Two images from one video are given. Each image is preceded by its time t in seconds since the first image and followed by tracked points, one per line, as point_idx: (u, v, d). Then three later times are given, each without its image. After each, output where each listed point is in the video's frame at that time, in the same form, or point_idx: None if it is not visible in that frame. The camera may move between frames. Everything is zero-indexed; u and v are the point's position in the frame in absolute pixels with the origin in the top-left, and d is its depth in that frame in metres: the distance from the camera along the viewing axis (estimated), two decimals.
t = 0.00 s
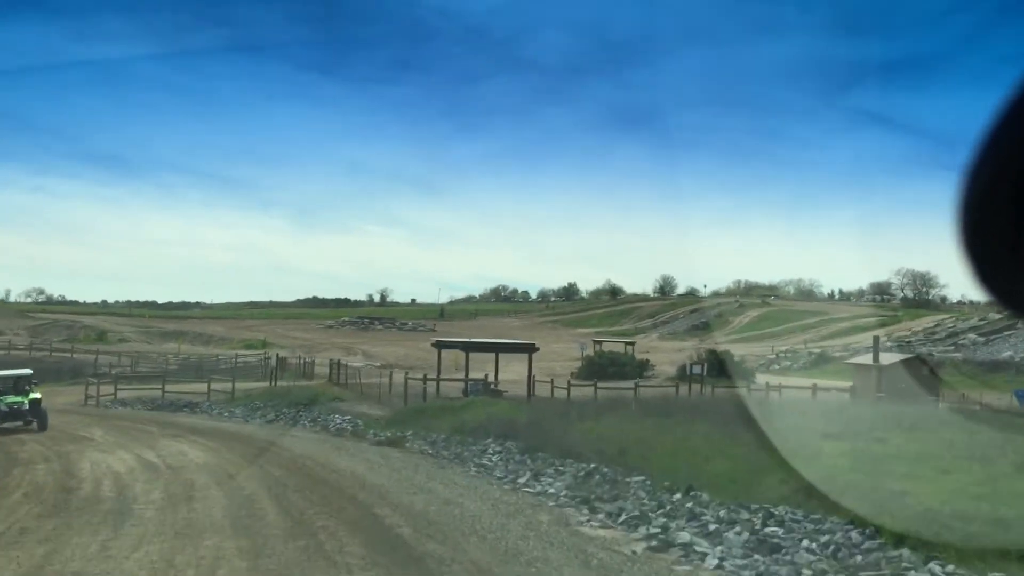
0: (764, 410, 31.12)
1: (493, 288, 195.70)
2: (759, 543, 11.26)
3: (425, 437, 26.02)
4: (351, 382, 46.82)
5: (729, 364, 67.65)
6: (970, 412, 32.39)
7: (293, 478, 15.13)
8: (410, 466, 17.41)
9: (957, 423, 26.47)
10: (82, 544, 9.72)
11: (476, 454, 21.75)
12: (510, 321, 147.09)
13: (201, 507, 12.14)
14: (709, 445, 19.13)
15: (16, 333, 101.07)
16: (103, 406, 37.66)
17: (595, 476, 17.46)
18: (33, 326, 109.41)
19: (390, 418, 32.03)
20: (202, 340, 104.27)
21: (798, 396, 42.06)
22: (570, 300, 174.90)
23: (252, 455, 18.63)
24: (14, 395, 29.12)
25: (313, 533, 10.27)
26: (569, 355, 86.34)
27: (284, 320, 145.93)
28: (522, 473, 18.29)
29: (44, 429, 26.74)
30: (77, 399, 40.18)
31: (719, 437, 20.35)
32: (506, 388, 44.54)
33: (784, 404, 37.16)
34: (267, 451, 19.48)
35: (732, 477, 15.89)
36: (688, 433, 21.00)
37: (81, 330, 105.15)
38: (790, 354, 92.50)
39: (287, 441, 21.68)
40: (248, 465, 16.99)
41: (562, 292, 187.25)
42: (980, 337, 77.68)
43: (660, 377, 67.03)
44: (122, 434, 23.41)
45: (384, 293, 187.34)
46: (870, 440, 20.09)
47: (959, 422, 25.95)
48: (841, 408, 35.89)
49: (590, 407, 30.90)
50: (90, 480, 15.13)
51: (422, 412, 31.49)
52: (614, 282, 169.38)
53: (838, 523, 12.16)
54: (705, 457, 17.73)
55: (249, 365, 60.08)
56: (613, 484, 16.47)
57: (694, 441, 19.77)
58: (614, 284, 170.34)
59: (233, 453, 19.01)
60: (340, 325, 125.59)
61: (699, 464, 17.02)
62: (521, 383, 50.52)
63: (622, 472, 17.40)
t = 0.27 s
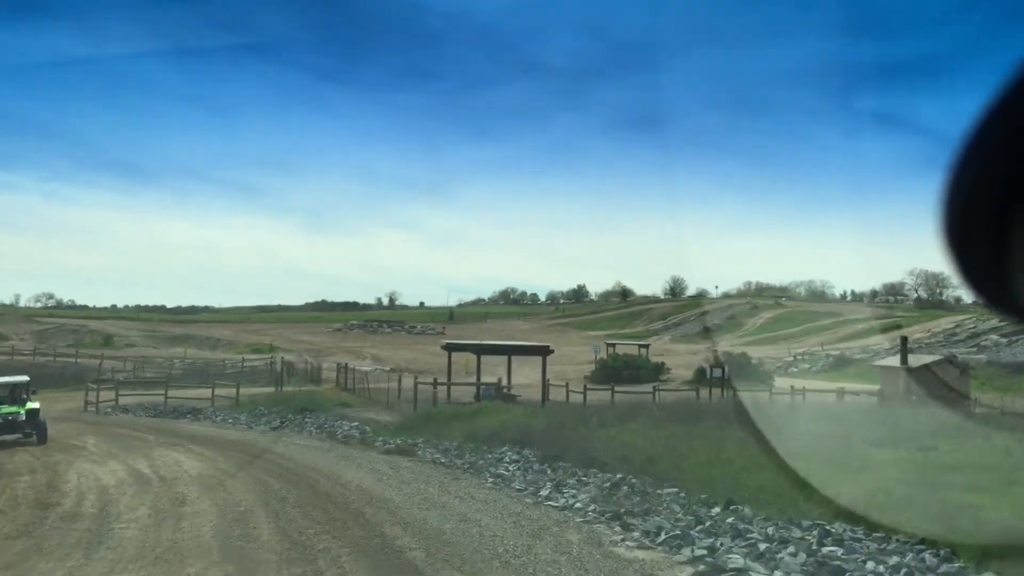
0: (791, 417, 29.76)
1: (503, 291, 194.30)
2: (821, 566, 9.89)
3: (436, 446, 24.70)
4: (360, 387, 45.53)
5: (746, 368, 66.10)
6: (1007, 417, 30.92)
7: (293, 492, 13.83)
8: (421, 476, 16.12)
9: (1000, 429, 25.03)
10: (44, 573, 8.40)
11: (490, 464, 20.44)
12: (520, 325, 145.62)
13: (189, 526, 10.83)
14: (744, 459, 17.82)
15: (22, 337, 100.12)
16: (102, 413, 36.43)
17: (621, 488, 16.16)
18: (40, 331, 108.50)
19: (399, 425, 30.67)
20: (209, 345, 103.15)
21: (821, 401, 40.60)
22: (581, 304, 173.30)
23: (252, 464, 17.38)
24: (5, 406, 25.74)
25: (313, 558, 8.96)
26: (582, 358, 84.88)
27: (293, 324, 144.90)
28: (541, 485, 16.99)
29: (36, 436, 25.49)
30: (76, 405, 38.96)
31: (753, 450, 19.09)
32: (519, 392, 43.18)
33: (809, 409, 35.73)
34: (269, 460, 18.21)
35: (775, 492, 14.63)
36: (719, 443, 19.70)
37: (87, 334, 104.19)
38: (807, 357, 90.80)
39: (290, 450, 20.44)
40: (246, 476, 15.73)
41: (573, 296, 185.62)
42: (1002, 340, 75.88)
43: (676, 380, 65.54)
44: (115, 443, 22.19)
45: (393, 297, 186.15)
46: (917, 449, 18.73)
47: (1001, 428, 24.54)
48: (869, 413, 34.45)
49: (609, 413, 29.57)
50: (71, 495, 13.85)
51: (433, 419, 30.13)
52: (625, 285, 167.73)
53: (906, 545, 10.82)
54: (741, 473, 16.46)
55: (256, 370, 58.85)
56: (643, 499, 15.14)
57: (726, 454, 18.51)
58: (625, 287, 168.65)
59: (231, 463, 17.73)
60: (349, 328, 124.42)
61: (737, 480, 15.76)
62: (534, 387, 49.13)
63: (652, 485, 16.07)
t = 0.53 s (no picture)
0: (828, 419, 28.31)
1: (520, 293, 193.04)
2: None
3: (454, 450, 23.41)
4: (375, 388, 44.31)
5: (771, 367, 64.47)
6: None
7: (299, 506, 12.50)
8: (439, 485, 14.80)
9: None
10: None
11: (513, 470, 19.14)
12: (538, 326, 144.24)
13: (175, 550, 9.51)
14: (790, 468, 16.43)
15: (38, 341, 99.66)
16: (111, 416, 35.33)
17: (658, 498, 14.80)
18: (57, 334, 108.15)
19: (416, 427, 29.37)
20: (225, 347, 102.44)
21: (854, 401, 39.06)
22: (599, 304, 171.79)
23: (257, 471, 16.14)
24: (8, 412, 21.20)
25: None
26: (602, 359, 83.39)
27: (310, 326, 144.18)
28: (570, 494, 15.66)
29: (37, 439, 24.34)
30: (86, 408, 37.93)
31: (797, 457, 17.70)
32: (539, 393, 41.84)
33: (843, 409, 34.24)
34: (275, 467, 16.92)
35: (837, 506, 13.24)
36: (762, 449, 18.35)
37: (104, 337, 103.66)
38: (831, 357, 88.91)
39: (299, 454, 19.19)
40: (249, 486, 14.47)
41: (590, 296, 184.09)
42: None
43: (699, 381, 64.01)
44: (116, 448, 21.02)
45: (410, 300, 185.19)
46: (978, 454, 17.34)
47: None
48: (907, 414, 32.95)
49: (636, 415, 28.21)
50: (54, 508, 12.62)
51: (451, 421, 28.80)
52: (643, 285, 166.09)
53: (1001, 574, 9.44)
54: (791, 483, 15.06)
55: (271, 371, 57.78)
56: (684, 511, 13.74)
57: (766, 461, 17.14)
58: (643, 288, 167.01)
59: (235, 470, 16.44)
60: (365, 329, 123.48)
61: (787, 491, 14.37)
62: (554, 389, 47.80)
63: (694, 496, 14.67)
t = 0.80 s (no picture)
0: (872, 423, 26.80)
1: (542, 294, 191.45)
2: None
3: (477, 456, 22.08)
4: (396, 391, 42.98)
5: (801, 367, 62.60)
6: None
7: (303, 526, 11.11)
8: (461, 498, 13.33)
9: None
10: None
11: (542, 479, 17.75)
12: (560, 327, 142.61)
13: None
14: (852, 481, 15.02)
15: (59, 344, 99.34)
16: (122, 421, 34.25)
17: (706, 512, 13.38)
18: (77, 338, 107.85)
19: (437, 430, 28.01)
20: (246, 349, 101.61)
21: (894, 402, 37.30)
22: (622, 305, 169.93)
23: (264, 481, 14.84)
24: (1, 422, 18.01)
25: None
26: (626, 359, 81.72)
27: (330, 329, 143.34)
28: (606, 507, 14.23)
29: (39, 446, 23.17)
30: (98, 412, 36.87)
31: (856, 468, 16.30)
32: (565, 395, 40.38)
33: (885, 411, 32.60)
34: (283, 476, 15.56)
35: (921, 528, 11.84)
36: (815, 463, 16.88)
37: (125, 341, 103.24)
38: (862, 357, 86.65)
39: (312, 462, 17.87)
40: (254, 500, 13.15)
41: (613, 297, 182.18)
42: None
43: (727, 381, 62.26)
44: (118, 455, 19.79)
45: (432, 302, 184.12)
46: None
47: None
48: (955, 414, 31.27)
49: (669, 418, 26.74)
50: (32, 526, 11.36)
51: (474, 424, 27.45)
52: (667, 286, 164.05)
53: None
54: (856, 499, 13.66)
55: (290, 374, 56.58)
56: (737, 529, 12.26)
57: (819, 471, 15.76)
58: (666, 288, 164.96)
59: (238, 480, 15.09)
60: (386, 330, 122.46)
61: (856, 509, 12.95)
62: (579, 390, 46.30)
63: (747, 511, 13.20)
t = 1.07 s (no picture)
0: (923, 428, 25.20)
1: (562, 294, 189.72)
2: None
3: (502, 462, 20.66)
4: (416, 392, 41.64)
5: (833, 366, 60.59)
6: None
7: (313, 547, 9.71)
8: (488, 512, 11.91)
9: None
10: None
11: (574, 489, 16.29)
12: (582, 326, 140.91)
13: None
14: (928, 488, 13.64)
15: (79, 345, 98.90)
16: (133, 424, 33.06)
17: (764, 530, 11.89)
18: (96, 339, 107.38)
19: (459, 433, 26.57)
20: (264, 350, 100.66)
21: (938, 403, 35.53)
22: (644, 304, 167.94)
23: (269, 493, 13.47)
24: None
25: None
26: (650, 359, 80.01)
27: (350, 329, 142.41)
28: (650, 523, 12.75)
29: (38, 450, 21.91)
30: (109, 415, 35.72)
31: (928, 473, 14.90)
32: (591, 396, 38.88)
33: (932, 413, 30.87)
34: (291, 486, 14.20)
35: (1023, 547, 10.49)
36: (880, 468, 15.46)
37: (144, 341, 102.64)
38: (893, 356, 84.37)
39: (324, 469, 16.48)
40: (256, 515, 11.77)
41: (634, 297, 180.13)
42: None
43: (756, 382, 60.49)
44: (118, 462, 18.47)
45: (452, 302, 182.92)
46: None
47: None
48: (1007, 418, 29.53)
49: (705, 422, 25.23)
50: (4, 547, 10.02)
51: (498, 427, 26.02)
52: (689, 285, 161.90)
53: None
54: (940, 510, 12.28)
55: (307, 374, 55.38)
56: (807, 549, 10.81)
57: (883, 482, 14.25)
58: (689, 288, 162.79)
59: (242, 491, 13.75)
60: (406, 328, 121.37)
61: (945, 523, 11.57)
62: (606, 391, 44.77)
63: (814, 530, 11.74)
